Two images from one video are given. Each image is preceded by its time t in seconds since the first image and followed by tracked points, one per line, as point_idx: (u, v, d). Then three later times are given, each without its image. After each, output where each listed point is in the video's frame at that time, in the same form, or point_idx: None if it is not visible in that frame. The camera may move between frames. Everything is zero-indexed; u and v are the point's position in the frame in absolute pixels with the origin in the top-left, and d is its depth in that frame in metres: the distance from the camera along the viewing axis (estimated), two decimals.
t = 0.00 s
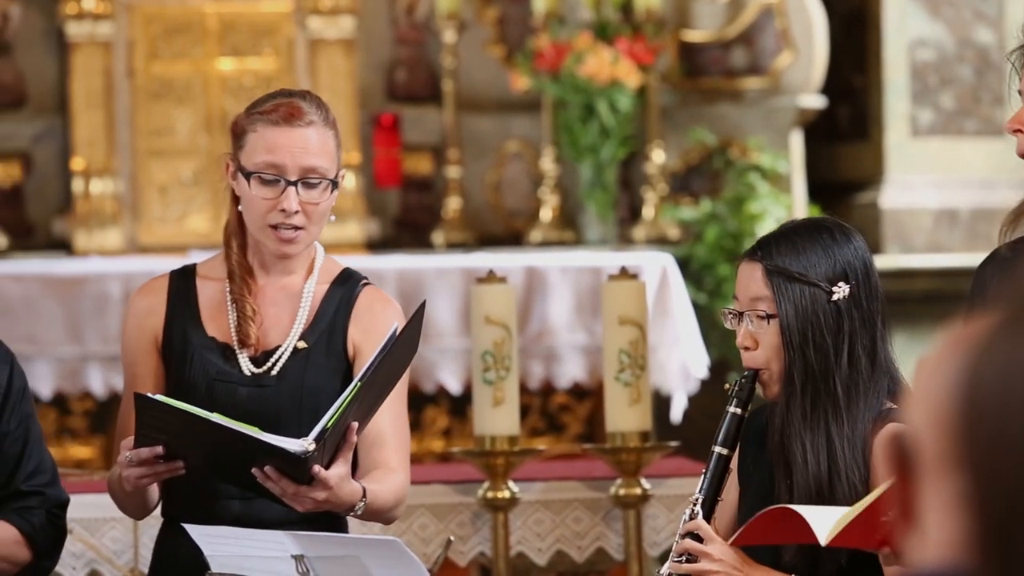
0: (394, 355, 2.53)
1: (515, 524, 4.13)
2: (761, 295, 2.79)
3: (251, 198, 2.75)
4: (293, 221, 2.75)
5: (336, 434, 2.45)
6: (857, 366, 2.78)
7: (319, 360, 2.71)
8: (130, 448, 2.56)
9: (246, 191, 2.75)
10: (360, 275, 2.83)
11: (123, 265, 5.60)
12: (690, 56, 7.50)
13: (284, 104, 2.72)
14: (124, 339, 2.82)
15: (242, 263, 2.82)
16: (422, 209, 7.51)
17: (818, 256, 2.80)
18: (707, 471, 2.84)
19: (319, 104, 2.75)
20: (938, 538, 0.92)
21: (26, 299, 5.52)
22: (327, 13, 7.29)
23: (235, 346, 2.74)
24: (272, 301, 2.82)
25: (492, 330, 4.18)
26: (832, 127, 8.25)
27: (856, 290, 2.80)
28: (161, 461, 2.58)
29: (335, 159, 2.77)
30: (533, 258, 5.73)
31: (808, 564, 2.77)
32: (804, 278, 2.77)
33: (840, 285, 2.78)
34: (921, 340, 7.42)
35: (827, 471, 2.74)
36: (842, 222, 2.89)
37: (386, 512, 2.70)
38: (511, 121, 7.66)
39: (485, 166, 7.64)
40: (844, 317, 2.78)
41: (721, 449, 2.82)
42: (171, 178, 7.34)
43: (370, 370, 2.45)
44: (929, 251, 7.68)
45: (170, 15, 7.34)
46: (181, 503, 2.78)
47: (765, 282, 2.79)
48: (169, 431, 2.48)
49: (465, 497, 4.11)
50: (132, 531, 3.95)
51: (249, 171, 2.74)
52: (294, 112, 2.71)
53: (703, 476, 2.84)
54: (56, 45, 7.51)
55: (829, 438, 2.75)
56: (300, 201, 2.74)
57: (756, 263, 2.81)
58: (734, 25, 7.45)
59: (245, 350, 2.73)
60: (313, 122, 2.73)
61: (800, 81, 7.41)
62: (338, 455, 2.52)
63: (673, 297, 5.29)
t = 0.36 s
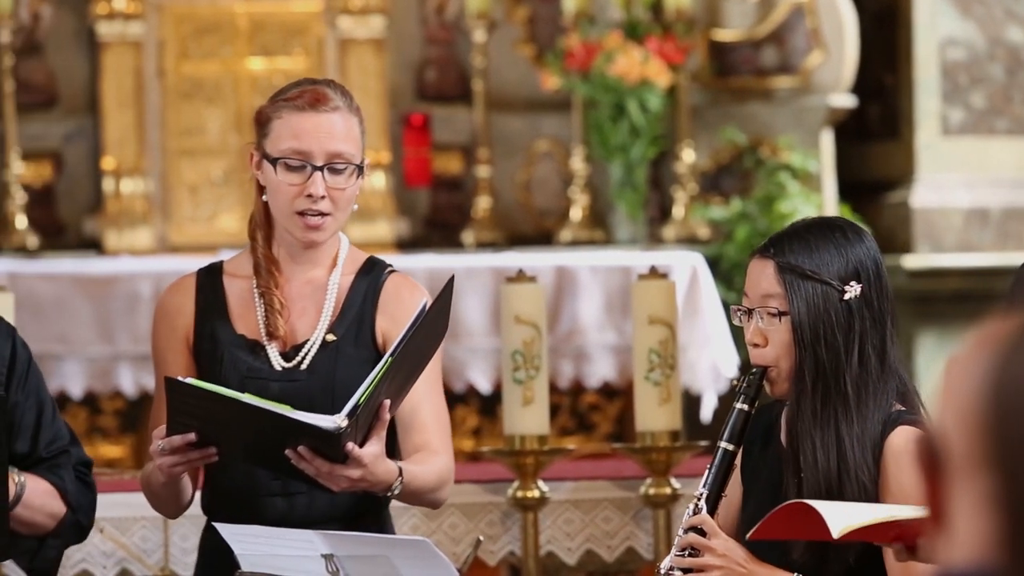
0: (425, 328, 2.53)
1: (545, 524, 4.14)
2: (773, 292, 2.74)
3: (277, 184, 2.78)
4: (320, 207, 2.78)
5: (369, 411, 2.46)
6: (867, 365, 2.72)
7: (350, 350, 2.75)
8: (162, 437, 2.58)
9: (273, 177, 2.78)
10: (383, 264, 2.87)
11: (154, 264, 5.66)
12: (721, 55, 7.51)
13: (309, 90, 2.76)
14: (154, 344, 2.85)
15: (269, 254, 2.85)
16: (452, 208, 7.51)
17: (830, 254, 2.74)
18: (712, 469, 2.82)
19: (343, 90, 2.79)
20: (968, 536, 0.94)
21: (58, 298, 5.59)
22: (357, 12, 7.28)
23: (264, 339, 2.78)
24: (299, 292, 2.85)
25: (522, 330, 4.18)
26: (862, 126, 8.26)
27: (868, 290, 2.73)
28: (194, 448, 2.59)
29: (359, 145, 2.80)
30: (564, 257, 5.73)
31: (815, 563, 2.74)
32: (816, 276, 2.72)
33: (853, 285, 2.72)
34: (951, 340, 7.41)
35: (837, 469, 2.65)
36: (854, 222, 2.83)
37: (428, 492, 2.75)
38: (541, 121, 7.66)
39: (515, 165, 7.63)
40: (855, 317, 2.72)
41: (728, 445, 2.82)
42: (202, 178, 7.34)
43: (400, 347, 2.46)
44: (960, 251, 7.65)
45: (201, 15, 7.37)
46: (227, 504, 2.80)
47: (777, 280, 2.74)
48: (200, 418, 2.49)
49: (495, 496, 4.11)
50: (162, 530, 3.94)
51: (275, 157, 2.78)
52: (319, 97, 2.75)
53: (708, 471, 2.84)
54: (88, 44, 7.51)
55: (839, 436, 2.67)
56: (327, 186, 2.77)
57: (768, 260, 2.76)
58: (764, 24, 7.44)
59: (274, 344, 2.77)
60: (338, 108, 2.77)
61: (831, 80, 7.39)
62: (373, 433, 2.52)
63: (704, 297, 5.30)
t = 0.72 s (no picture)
0: (457, 295, 2.66)
1: (578, 523, 4.13)
2: (776, 295, 2.83)
3: (311, 176, 2.95)
4: (354, 198, 2.95)
5: (410, 375, 2.57)
6: (872, 364, 2.82)
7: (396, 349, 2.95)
8: (204, 415, 2.70)
9: (304, 172, 2.96)
10: (427, 263, 3.08)
11: (187, 265, 5.71)
12: (753, 55, 7.48)
13: (336, 82, 2.94)
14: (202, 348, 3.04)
15: (308, 253, 3.04)
16: (484, 208, 7.52)
17: (833, 256, 2.84)
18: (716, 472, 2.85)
19: (371, 82, 2.96)
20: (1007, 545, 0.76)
21: (92, 298, 5.64)
22: (390, 12, 7.29)
23: (311, 342, 2.98)
24: (343, 293, 3.05)
25: (555, 329, 4.19)
26: (897, 126, 8.22)
27: (869, 290, 2.85)
28: (235, 424, 2.69)
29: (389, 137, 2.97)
30: (597, 257, 5.75)
31: (826, 566, 2.82)
32: (819, 279, 2.82)
33: (856, 287, 2.82)
34: (985, 342, 7.38)
35: (848, 469, 2.75)
36: (849, 222, 2.94)
37: (480, 471, 2.89)
38: (574, 120, 7.65)
39: (547, 165, 7.63)
40: (858, 318, 2.83)
41: (734, 449, 2.81)
42: (235, 178, 7.36)
43: (438, 310, 2.59)
44: (994, 250, 7.62)
45: (234, 16, 7.37)
46: (282, 506, 2.99)
47: (780, 283, 2.84)
48: (241, 392, 2.58)
49: (527, 496, 4.10)
50: (196, 529, 3.97)
51: (307, 151, 2.95)
52: (346, 88, 2.93)
53: (716, 477, 2.83)
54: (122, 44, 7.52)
55: (847, 436, 2.77)
56: (359, 175, 2.94)
57: (771, 262, 2.85)
58: (797, 24, 7.41)
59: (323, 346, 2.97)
60: (365, 98, 2.94)
61: (865, 80, 7.39)
62: (415, 401, 2.65)
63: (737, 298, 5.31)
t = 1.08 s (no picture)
0: (500, 318, 2.63)
1: (610, 523, 4.13)
2: (795, 283, 2.85)
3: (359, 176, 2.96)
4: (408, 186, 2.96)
5: (446, 398, 2.60)
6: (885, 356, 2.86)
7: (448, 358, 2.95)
8: (247, 444, 2.74)
9: (357, 176, 2.96)
10: (471, 261, 3.08)
11: (218, 264, 5.78)
12: (786, 55, 7.47)
13: (358, 88, 2.99)
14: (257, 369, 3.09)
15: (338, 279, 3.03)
16: (516, 208, 7.53)
17: (851, 247, 2.86)
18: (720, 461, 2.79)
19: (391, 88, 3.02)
20: None
21: (123, 298, 5.70)
22: (422, 12, 7.28)
23: (362, 371, 2.95)
24: (390, 301, 3.04)
25: (586, 329, 4.17)
26: (929, 126, 8.20)
27: (883, 283, 2.88)
28: (278, 453, 2.74)
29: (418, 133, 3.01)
30: (628, 257, 5.77)
31: (833, 551, 2.86)
32: (841, 269, 2.84)
33: (873, 280, 2.85)
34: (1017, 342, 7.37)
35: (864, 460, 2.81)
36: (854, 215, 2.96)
37: (519, 486, 2.86)
38: (605, 120, 7.64)
39: (579, 164, 7.62)
40: (874, 309, 2.86)
41: (745, 435, 2.76)
42: (267, 178, 7.37)
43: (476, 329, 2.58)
44: None
45: (265, 15, 7.37)
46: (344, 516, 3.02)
47: (799, 270, 2.85)
48: (284, 422, 2.62)
49: (558, 495, 4.10)
50: (227, 528, 3.98)
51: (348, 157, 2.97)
52: (365, 90, 2.98)
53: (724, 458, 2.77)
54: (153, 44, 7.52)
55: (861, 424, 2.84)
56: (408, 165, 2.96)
57: (791, 250, 2.87)
58: (829, 23, 7.39)
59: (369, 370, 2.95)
60: (388, 98, 2.99)
61: (897, 79, 7.34)
62: (454, 423, 2.66)
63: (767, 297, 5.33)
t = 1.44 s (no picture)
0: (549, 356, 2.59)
1: (634, 522, 4.15)
2: (800, 291, 2.79)
3: (402, 203, 2.89)
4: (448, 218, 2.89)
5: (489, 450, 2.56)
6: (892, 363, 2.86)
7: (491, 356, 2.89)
8: (294, 465, 2.74)
9: (397, 200, 2.90)
10: (522, 265, 3.02)
11: (244, 264, 5.81)
12: (811, 53, 7.48)
13: (413, 106, 2.88)
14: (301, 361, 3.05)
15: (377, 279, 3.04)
16: (540, 207, 7.53)
17: (855, 253, 2.81)
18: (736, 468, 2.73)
19: (447, 98, 2.90)
20: None
21: (148, 296, 5.71)
22: (446, 12, 7.26)
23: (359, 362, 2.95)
24: (436, 300, 3.02)
25: (610, 327, 4.16)
26: (954, 125, 8.20)
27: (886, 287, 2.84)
28: (327, 476, 2.73)
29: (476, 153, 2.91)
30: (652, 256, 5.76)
31: (851, 563, 2.81)
32: (846, 276, 2.79)
33: (877, 286, 2.82)
34: None
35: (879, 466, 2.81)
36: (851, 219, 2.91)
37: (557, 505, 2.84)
38: (630, 120, 7.64)
39: (604, 164, 7.63)
40: (878, 314, 2.83)
41: (757, 444, 2.70)
42: (292, 178, 7.39)
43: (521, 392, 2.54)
44: None
45: (291, 15, 7.38)
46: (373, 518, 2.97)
47: (803, 278, 2.79)
48: (327, 457, 2.61)
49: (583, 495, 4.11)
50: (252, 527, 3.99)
51: (396, 179, 2.90)
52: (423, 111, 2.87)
53: (737, 470, 2.72)
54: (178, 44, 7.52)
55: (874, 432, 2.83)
56: (450, 196, 2.88)
57: (797, 260, 2.80)
58: (855, 22, 7.38)
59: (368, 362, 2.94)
60: (444, 117, 2.88)
61: (922, 79, 7.34)
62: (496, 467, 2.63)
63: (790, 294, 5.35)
